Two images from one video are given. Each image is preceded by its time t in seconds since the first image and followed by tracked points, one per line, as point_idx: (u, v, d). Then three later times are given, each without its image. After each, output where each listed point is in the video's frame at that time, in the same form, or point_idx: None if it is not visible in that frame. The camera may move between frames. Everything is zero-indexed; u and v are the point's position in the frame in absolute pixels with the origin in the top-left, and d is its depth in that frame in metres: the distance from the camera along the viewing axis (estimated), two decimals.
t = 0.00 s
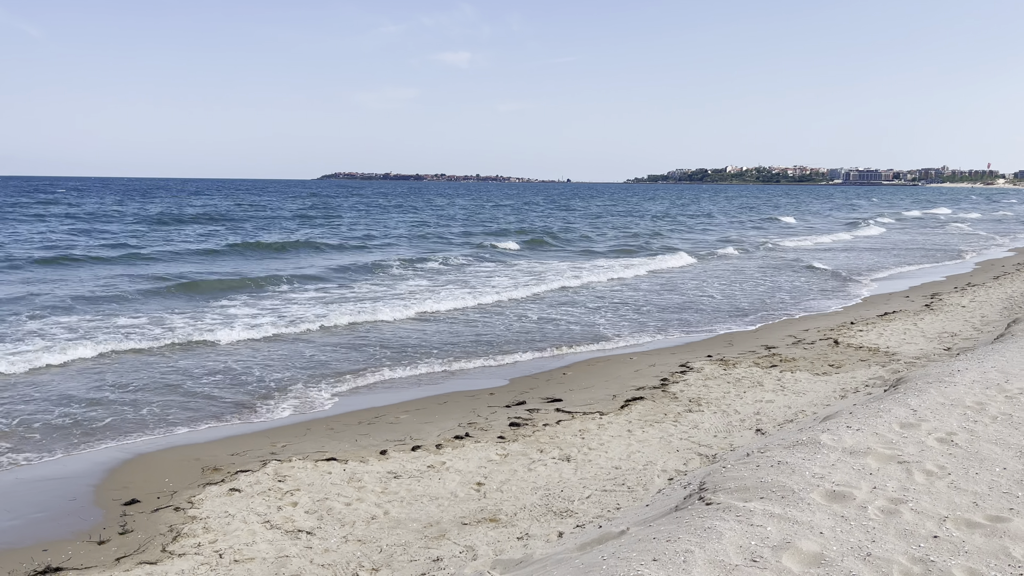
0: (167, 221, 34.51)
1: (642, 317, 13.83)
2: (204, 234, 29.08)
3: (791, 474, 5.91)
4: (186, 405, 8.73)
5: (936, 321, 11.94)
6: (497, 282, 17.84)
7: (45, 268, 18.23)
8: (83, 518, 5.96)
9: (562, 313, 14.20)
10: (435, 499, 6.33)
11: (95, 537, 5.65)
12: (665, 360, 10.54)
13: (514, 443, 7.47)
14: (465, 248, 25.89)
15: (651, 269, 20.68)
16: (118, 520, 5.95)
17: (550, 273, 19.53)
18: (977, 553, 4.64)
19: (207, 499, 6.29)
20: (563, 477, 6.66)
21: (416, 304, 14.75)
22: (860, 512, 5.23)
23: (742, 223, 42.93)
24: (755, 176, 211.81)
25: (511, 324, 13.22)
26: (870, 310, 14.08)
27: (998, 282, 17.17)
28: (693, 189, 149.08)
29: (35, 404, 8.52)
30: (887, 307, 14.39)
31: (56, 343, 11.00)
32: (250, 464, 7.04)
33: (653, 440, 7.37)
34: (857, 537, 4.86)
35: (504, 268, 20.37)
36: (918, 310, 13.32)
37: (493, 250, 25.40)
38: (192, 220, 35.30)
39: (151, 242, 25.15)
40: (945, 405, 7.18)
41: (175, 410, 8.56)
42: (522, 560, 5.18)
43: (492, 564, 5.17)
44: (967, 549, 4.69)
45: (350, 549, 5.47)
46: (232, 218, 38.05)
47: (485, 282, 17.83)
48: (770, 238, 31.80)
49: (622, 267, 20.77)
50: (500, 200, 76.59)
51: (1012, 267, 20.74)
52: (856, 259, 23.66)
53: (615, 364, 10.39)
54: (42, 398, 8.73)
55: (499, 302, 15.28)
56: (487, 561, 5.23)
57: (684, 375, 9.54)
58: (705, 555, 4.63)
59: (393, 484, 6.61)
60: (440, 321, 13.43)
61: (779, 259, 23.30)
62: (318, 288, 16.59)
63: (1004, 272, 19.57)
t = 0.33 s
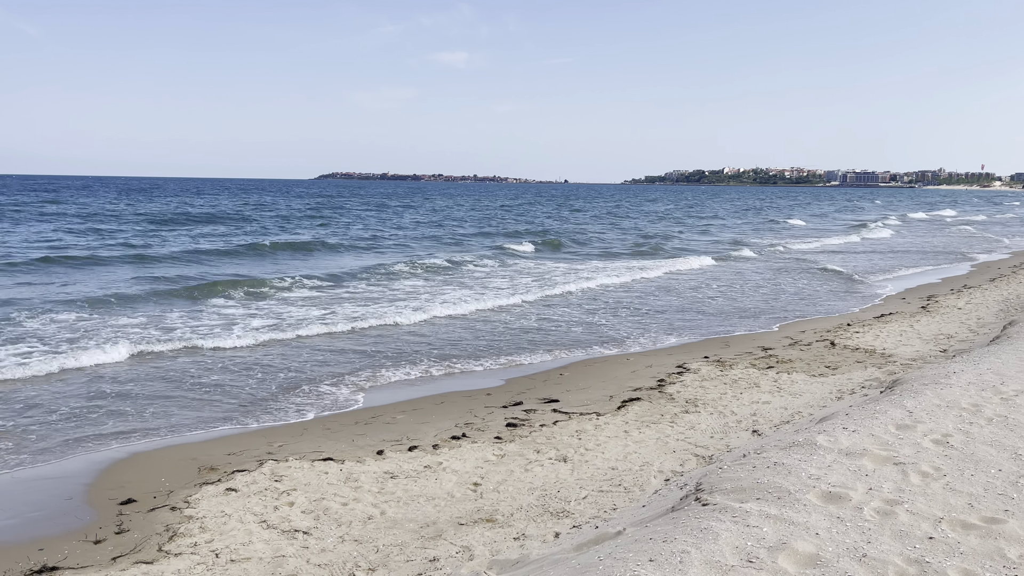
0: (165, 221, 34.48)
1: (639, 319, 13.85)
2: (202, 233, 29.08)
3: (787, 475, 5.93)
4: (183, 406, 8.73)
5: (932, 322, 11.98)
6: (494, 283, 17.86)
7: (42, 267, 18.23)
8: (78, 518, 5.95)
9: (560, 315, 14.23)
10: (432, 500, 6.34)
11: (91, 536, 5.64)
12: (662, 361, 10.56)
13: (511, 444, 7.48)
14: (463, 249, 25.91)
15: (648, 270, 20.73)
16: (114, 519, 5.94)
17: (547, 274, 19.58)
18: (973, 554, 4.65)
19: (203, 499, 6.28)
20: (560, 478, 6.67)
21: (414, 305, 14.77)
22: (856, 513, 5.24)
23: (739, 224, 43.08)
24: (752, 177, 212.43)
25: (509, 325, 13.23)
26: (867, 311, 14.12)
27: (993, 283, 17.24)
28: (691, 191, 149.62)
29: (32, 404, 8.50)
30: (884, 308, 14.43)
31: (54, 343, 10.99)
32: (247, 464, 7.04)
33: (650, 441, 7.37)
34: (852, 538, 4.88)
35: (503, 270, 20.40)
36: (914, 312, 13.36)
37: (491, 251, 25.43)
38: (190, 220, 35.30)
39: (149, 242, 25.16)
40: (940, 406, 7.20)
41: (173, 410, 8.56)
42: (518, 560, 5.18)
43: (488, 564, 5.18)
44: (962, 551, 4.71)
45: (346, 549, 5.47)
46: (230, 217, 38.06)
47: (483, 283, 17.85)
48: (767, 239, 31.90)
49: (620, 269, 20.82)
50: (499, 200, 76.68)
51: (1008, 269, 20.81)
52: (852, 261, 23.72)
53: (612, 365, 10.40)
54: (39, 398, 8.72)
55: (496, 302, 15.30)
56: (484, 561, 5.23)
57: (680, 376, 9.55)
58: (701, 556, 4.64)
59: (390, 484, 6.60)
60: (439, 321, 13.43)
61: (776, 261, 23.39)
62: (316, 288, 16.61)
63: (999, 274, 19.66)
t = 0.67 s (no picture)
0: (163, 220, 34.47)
1: (635, 320, 13.86)
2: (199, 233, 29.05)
3: (783, 476, 5.95)
4: (178, 406, 8.71)
5: (927, 324, 12.01)
6: (491, 285, 17.88)
7: (37, 266, 18.19)
8: (74, 518, 5.94)
9: (557, 316, 14.25)
10: (428, 500, 6.34)
11: (86, 537, 5.63)
12: (658, 362, 10.58)
13: (507, 445, 7.48)
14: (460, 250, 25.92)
15: (644, 272, 20.75)
16: (109, 519, 5.93)
17: (544, 276, 19.58)
18: (968, 556, 4.67)
19: (199, 499, 6.28)
20: (556, 479, 6.67)
21: (411, 306, 14.77)
22: (851, 514, 5.25)
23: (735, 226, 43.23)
24: (749, 179, 213.55)
25: (505, 326, 13.23)
26: (863, 313, 14.15)
27: (989, 285, 17.30)
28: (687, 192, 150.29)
29: (27, 403, 8.50)
30: (880, 310, 14.47)
31: (49, 343, 10.98)
32: (242, 464, 7.03)
33: (646, 442, 7.39)
34: (847, 539, 4.90)
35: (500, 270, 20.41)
36: (910, 314, 13.39)
37: (488, 252, 25.45)
38: (186, 220, 35.24)
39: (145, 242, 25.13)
40: (935, 408, 7.22)
41: (167, 411, 8.54)
42: (515, 561, 5.19)
43: (485, 565, 5.18)
44: (957, 552, 4.72)
45: (342, 549, 5.47)
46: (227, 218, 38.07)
47: (480, 285, 17.86)
48: (763, 241, 31.96)
49: (615, 271, 20.84)
50: (497, 201, 76.81)
51: (1002, 272, 20.90)
52: (848, 263, 23.78)
53: (608, 366, 10.41)
54: (35, 398, 8.70)
55: (493, 303, 15.30)
56: (480, 561, 5.24)
57: (676, 377, 9.57)
58: (697, 557, 4.65)
59: (386, 485, 6.60)
60: (435, 321, 13.42)
61: (772, 263, 23.45)
62: (313, 288, 16.59)
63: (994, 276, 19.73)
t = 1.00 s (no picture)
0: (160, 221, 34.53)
1: (630, 322, 13.90)
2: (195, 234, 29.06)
3: (777, 477, 5.96)
4: (173, 407, 8.71)
5: (920, 326, 12.06)
6: (487, 286, 17.92)
7: (32, 266, 18.17)
8: (67, 518, 5.92)
9: (552, 317, 14.26)
10: (423, 501, 6.34)
11: (79, 537, 5.61)
12: (653, 363, 10.58)
13: (502, 445, 7.48)
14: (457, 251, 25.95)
15: (640, 273, 20.83)
16: (102, 519, 5.92)
17: (539, 278, 19.64)
18: (961, 556, 4.69)
19: (193, 499, 6.27)
20: (550, 479, 6.68)
21: (407, 307, 14.77)
22: (845, 515, 5.27)
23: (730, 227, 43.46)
24: (744, 180, 214.62)
25: (500, 327, 13.26)
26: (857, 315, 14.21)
27: (982, 287, 17.37)
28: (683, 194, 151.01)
29: (22, 404, 8.49)
30: (873, 312, 14.52)
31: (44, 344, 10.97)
32: (236, 465, 7.01)
33: (640, 442, 7.40)
34: (841, 539, 4.91)
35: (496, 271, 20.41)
36: (903, 315, 13.44)
37: (485, 253, 25.47)
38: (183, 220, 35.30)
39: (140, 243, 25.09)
40: (929, 409, 7.25)
41: (162, 411, 8.54)
42: (509, 561, 5.19)
43: (479, 565, 5.18)
44: (950, 552, 4.74)
45: (337, 550, 5.46)
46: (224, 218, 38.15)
47: (475, 286, 17.92)
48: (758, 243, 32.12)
49: (611, 273, 20.92)
50: (493, 202, 76.74)
51: (996, 273, 20.97)
52: (843, 264, 23.87)
53: (603, 367, 10.42)
54: (29, 398, 8.69)
55: (487, 304, 15.33)
56: (475, 562, 5.24)
57: (671, 378, 9.57)
58: (691, 557, 4.66)
59: (380, 485, 6.60)
60: (430, 322, 13.43)
61: (766, 264, 23.59)
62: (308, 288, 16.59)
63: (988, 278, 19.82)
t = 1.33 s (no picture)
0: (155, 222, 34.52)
1: (623, 323, 13.93)
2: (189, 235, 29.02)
3: (769, 477, 5.98)
4: (165, 408, 8.68)
5: (910, 327, 12.13)
6: (480, 287, 17.97)
7: (24, 267, 18.09)
8: (57, 520, 5.88)
9: (544, 318, 14.28)
10: (415, 502, 6.34)
11: (69, 538, 5.59)
12: (645, 364, 10.59)
13: (494, 446, 7.48)
14: (450, 252, 25.94)
15: (632, 275, 20.93)
16: (93, 520, 5.89)
17: (533, 279, 19.69)
18: (951, 556, 4.71)
19: (184, 500, 6.25)
20: (543, 480, 6.68)
21: (399, 309, 14.78)
22: (836, 515, 5.29)
23: (723, 229, 43.66)
24: (737, 181, 215.94)
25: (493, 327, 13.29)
26: (848, 317, 14.30)
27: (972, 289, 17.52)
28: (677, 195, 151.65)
29: (12, 405, 8.44)
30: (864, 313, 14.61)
31: (36, 346, 10.91)
32: (228, 466, 6.99)
33: (633, 443, 7.41)
34: (832, 540, 4.93)
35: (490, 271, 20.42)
36: (894, 316, 13.54)
37: (478, 255, 25.48)
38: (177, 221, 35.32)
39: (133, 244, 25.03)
40: (920, 410, 7.28)
41: (154, 412, 8.50)
42: (501, 562, 5.18)
43: (471, 566, 5.18)
44: (941, 552, 4.76)
45: (329, 551, 5.45)
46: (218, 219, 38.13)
47: (469, 286, 17.96)
48: (751, 245, 32.33)
49: (604, 274, 21.01)
50: (488, 203, 76.94)
51: (986, 275, 21.11)
52: (834, 266, 24.01)
53: (595, 368, 10.43)
54: (20, 399, 8.64)
55: (480, 305, 15.37)
56: (467, 563, 5.24)
57: (663, 379, 9.59)
58: (684, 557, 4.67)
59: (373, 486, 6.59)
60: (424, 322, 13.46)
61: (759, 265, 23.73)
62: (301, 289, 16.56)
63: (977, 279, 19.98)
